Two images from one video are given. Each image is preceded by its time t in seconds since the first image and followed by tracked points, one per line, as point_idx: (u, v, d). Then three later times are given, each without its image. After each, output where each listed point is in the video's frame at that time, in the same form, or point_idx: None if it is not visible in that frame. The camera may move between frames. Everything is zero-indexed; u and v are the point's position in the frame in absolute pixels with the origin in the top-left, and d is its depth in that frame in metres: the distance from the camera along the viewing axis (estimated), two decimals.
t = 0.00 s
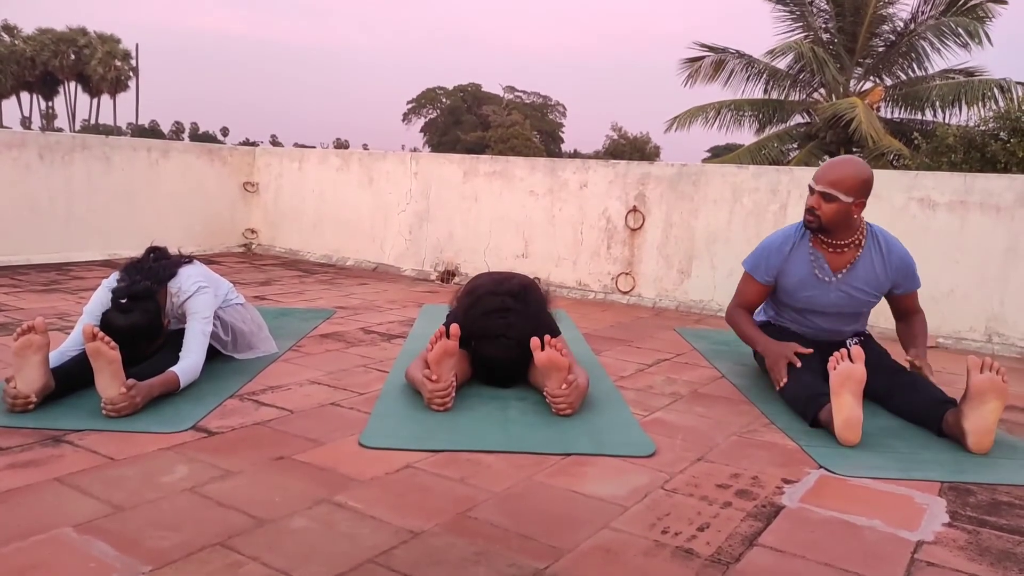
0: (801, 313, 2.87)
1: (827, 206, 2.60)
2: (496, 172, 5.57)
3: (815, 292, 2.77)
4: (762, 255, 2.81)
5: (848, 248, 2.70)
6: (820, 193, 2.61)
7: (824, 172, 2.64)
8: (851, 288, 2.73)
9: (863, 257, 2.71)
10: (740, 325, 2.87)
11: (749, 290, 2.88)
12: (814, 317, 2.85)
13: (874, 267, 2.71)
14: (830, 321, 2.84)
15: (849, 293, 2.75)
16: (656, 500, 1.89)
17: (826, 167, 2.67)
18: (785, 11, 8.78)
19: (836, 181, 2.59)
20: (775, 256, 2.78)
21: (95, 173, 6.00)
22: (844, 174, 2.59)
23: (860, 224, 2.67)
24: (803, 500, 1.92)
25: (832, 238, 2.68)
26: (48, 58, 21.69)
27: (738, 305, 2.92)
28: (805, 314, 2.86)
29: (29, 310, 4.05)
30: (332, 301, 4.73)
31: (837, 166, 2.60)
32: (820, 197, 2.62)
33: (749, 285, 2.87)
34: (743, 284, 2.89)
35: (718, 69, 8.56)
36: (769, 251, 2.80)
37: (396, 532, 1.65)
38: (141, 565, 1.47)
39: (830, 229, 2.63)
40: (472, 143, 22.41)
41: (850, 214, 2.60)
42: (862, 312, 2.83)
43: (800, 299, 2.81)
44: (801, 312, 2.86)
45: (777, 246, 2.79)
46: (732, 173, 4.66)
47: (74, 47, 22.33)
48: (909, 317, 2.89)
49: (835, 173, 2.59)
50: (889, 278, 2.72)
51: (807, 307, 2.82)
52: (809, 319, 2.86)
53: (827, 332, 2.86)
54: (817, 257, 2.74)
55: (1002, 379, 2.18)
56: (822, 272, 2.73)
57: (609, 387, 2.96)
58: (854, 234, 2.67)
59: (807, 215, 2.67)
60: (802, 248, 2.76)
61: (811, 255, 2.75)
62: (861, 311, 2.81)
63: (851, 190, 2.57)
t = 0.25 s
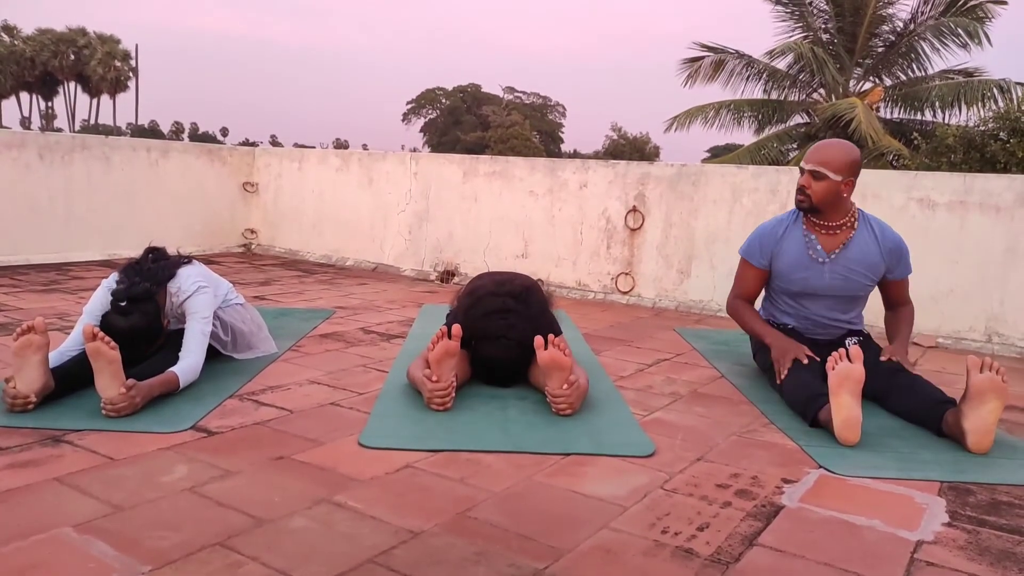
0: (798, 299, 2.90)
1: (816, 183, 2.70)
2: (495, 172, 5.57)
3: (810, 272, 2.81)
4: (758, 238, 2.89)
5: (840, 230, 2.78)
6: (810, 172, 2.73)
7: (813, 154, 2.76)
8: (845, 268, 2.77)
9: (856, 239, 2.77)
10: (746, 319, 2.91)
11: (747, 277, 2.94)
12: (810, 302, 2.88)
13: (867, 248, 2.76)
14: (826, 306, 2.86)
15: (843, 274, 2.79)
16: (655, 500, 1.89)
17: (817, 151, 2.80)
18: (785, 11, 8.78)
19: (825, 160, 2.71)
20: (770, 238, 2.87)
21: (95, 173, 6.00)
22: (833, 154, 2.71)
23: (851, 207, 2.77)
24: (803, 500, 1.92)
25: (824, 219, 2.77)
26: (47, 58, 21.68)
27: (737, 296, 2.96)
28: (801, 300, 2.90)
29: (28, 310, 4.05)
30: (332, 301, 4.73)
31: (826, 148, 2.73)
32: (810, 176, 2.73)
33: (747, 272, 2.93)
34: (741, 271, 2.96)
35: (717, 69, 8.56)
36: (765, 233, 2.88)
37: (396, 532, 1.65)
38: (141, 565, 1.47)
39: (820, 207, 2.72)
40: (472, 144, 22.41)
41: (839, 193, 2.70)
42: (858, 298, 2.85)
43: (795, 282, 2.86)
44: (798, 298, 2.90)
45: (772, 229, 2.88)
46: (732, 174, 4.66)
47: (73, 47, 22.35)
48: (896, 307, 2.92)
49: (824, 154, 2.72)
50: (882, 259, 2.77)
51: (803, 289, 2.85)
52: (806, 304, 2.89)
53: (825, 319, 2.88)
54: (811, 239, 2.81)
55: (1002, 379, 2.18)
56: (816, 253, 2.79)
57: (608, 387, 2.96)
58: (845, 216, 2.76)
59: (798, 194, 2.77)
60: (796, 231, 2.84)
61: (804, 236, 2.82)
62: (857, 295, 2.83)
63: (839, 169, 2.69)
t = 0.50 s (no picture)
0: (795, 291, 2.91)
1: (810, 173, 2.74)
2: (495, 172, 5.57)
3: (806, 263, 2.83)
4: (753, 231, 2.92)
5: (835, 221, 2.81)
6: (804, 163, 2.76)
7: (807, 145, 2.80)
8: (840, 258, 2.79)
9: (850, 229, 2.80)
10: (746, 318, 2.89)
11: (745, 272, 2.94)
12: (807, 294, 2.89)
13: (862, 238, 2.79)
14: (823, 297, 2.87)
15: (839, 264, 2.80)
16: (655, 500, 1.89)
17: (810, 142, 2.83)
18: (784, 12, 8.78)
19: (819, 150, 2.74)
20: (766, 231, 2.90)
21: (94, 173, 6.00)
22: (827, 145, 2.75)
23: (845, 198, 2.80)
24: (802, 500, 1.92)
25: (819, 210, 2.80)
26: (47, 58, 21.66)
27: (737, 293, 2.94)
28: (799, 292, 2.90)
29: (28, 310, 4.05)
30: (332, 301, 4.73)
31: (820, 139, 2.77)
32: (805, 166, 2.76)
33: (744, 266, 2.94)
34: (739, 265, 2.96)
35: (716, 70, 8.56)
36: (760, 226, 2.91)
37: (395, 532, 1.65)
38: (140, 566, 1.47)
39: (815, 197, 2.76)
40: (472, 144, 22.42)
41: (834, 182, 2.74)
42: (854, 289, 2.85)
43: (792, 273, 2.87)
44: (795, 289, 2.91)
45: (768, 222, 2.91)
46: (731, 174, 4.66)
47: (73, 47, 22.37)
48: (893, 304, 2.91)
49: (818, 144, 2.76)
50: (877, 250, 2.79)
51: (800, 280, 2.86)
52: (803, 296, 2.90)
53: (822, 310, 2.88)
54: (806, 230, 2.84)
55: (1001, 379, 2.18)
56: (811, 243, 2.82)
57: (608, 387, 2.96)
58: (839, 207, 2.79)
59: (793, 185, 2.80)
60: (791, 223, 2.88)
61: (799, 228, 2.85)
62: (853, 287, 2.84)
63: (833, 160, 2.73)
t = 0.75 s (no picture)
0: (796, 285, 2.91)
1: (810, 164, 2.74)
2: (496, 168, 5.56)
3: (806, 256, 2.83)
4: (753, 225, 2.93)
5: (834, 214, 2.81)
6: (804, 154, 2.77)
7: (805, 137, 2.81)
8: (840, 251, 2.79)
9: (850, 222, 2.80)
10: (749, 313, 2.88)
11: (746, 267, 2.95)
12: (808, 287, 2.88)
13: (862, 231, 2.78)
14: (824, 290, 2.86)
15: (839, 257, 2.79)
16: (656, 495, 1.89)
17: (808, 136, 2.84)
18: (784, 7, 8.75)
19: (818, 142, 2.75)
20: (766, 225, 2.91)
21: (96, 168, 6.00)
22: (825, 137, 2.76)
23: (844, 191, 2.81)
24: (803, 494, 1.92)
25: (818, 202, 2.81)
26: (48, 53, 21.64)
27: (739, 287, 2.94)
28: (800, 286, 2.90)
29: (29, 305, 4.06)
30: (333, 296, 4.73)
31: (819, 132, 2.78)
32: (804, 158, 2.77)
33: (746, 261, 2.95)
34: (741, 260, 2.97)
35: (718, 65, 8.54)
36: (760, 221, 2.93)
37: (398, 527, 1.65)
38: (142, 558, 1.48)
39: (815, 188, 2.76)
40: (474, 140, 22.40)
41: (833, 174, 2.75)
42: (855, 282, 2.84)
43: (792, 266, 2.87)
44: (796, 283, 2.90)
45: (768, 217, 2.92)
46: (733, 169, 4.65)
47: (73, 43, 22.27)
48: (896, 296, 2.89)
49: (817, 136, 2.77)
50: (877, 242, 2.78)
51: (799, 274, 2.86)
52: (804, 290, 2.89)
53: (823, 304, 2.87)
54: (805, 224, 2.84)
55: (1001, 373, 2.19)
56: (811, 236, 2.82)
57: (609, 382, 2.96)
58: (839, 200, 2.79)
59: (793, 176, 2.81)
60: (791, 216, 2.89)
61: (799, 222, 2.86)
62: (854, 280, 2.82)
63: (832, 151, 2.74)
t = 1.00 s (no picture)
0: (781, 286, 3.12)
1: (794, 172, 2.95)
2: (497, 175, 5.80)
3: (790, 259, 3.04)
4: (742, 230, 3.15)
5: (817, 218, 3.04)
6: (789, 161, 2.98)
7: (790, 145, 3.02)
8: (822, 254, 3.00)
9: (831, 226, 3.01)
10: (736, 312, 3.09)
11: (734, 269, 3.16)
12: (793, 288, 3.10)
13: (843, 235, 3.00)
14: (808, 291, 3.08)
15: (821, 259, 3.01)
16: (649, 486, 2.08)
17: (793, 143, 3.05)
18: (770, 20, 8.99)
19: (802, 150, 2.96)
20: (753, 229, 3.13)
21: (118, 177, 6.25)
22: (809, 146, 2.97)
23: (826, 196, 3.03)
24: (789, 486, 2.11)
25: (802, 207, 3.03)
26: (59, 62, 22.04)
27: (728, 289, 3.15)
28: (785, 286, 3.12)
29: (55, 307, 4.29)
30: (342, 297, 4.96)
31: (803, 140, 2.99)
32: (790, 165, 2.98)
33: (734, 263, 3.16)
34: (729, 262, 3.18)
35: (708, 77, 8.79)
36: (748, 225, 3.14)
37: (403, 517, 1.83)
38: (161, 548, 1.62)
39: (799, 194, 2.98)
40: (476, 147, 22.72)
41: (816, 181, 2.96)
42: (837, 283, 3.05)
43: (778, 268, 3.08)
44: (781, 284, 3.12)
45: (755, 222, 3.14)
46: (722, 177, 4.88)
47: (96, 57, 23.81)
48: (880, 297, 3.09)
49: (801, 145, 2.97)
50: (857, 245, 2.99)
51: (785, 275, 3.08)
52: (789, 290, 3.11)
53: (807, 304, 3.09)
54: (790, 228, 3.06)
55: (976, 370, 2.39)
56: (796, 240, 3.03)
57: (605, 379, 3.19)
58: (821, 205, 3.02)
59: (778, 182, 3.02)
60: (776, 222, 3.10)
61: (784, 227, 3.07)
62: (835, 281, 3.04)
63: (814, 159, 2.94)
